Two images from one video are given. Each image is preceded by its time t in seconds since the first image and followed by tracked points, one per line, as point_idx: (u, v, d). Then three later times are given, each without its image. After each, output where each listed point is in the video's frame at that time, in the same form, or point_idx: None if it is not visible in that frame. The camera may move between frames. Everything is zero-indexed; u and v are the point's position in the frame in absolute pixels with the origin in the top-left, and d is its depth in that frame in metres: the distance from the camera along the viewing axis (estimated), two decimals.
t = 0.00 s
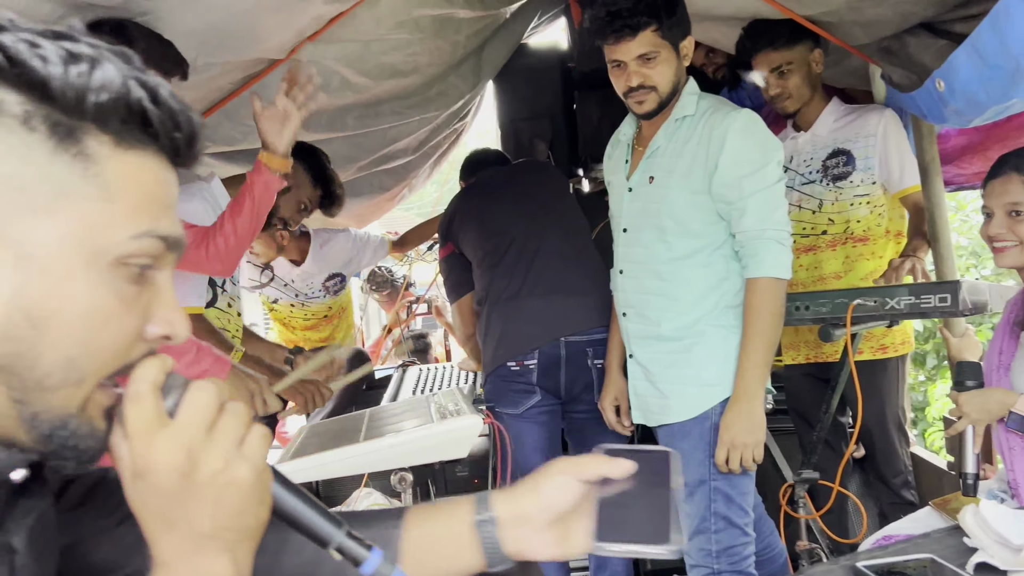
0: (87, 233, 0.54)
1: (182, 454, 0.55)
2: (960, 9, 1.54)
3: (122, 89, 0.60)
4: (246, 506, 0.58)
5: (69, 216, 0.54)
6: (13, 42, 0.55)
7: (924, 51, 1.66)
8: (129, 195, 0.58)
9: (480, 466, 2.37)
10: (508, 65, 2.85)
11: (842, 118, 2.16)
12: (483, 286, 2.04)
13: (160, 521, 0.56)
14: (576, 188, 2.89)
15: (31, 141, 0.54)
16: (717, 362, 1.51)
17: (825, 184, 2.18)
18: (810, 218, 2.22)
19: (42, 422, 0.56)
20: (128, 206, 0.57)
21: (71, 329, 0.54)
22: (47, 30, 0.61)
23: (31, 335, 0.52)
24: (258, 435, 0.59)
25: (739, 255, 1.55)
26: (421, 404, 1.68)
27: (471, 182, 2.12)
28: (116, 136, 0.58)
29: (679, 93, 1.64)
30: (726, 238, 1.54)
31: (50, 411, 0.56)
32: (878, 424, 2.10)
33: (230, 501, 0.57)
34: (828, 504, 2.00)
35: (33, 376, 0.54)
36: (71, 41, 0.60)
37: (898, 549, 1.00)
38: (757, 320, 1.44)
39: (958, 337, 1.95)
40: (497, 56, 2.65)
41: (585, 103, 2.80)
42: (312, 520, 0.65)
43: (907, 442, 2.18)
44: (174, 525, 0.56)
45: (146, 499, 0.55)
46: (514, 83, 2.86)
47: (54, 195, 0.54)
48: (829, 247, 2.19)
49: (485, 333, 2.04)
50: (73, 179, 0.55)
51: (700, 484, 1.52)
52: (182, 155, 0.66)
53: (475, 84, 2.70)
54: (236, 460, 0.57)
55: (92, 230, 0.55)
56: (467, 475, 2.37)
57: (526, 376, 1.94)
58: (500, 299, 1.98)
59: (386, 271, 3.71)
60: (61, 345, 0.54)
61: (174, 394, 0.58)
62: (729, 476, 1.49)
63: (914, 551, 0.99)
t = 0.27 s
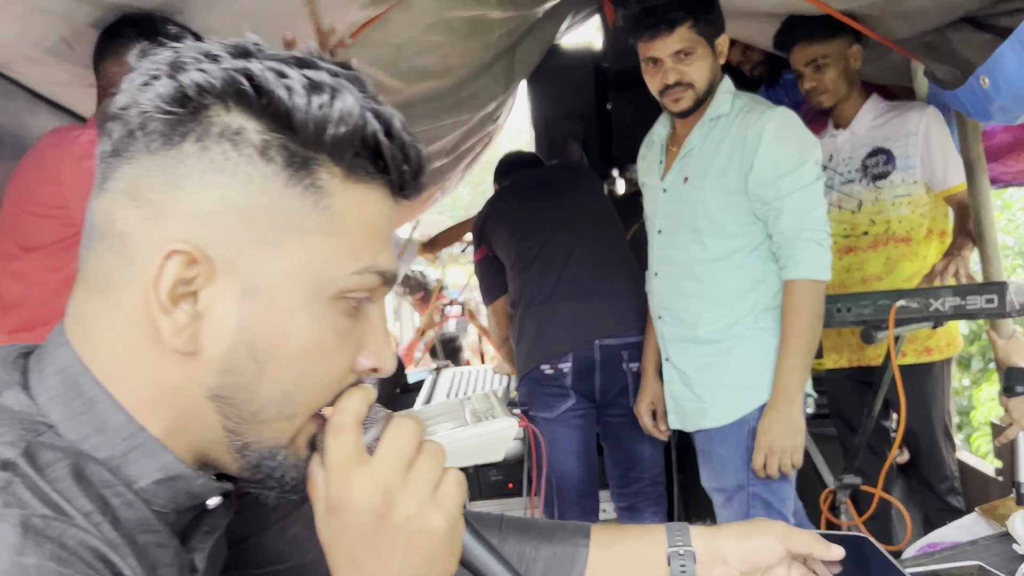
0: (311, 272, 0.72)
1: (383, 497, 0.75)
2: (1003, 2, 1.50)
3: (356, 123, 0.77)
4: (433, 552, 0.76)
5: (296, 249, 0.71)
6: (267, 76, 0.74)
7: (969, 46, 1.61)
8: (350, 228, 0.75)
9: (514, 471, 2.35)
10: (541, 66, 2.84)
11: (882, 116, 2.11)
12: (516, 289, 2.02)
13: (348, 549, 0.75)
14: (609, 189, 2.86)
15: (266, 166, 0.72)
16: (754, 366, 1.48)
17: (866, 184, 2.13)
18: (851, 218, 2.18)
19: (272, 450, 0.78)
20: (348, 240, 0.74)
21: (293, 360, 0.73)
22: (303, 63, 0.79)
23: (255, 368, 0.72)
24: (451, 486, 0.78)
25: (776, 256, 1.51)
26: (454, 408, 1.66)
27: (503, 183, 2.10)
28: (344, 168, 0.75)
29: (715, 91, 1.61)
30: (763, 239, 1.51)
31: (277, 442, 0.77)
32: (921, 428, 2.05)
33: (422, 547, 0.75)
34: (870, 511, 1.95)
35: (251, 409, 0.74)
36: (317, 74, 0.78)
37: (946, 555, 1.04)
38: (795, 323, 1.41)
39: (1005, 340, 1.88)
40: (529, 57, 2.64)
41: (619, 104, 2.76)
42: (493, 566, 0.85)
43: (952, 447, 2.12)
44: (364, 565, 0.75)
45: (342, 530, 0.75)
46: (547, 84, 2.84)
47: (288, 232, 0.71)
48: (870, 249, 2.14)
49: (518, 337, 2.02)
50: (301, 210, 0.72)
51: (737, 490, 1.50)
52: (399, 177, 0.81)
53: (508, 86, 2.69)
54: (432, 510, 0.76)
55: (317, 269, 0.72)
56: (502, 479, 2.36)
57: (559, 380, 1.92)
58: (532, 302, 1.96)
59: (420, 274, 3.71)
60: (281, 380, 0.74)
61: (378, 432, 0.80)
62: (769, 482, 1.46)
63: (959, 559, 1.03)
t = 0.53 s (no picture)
0: (352, 285, 0.74)
1: (439, 501, 0.76)
2: None
3: (393, 129, 0.78)
4: (488, 551, 0.78)
5: (337, 265, 0.73)
6: (301, 86, 0.74)
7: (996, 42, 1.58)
8: (389, 239, 0.77)
9: (535, 471, 2.35)
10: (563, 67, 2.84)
11: (908, 114, 2.09)
12: (539, 290, 2.02)
13: (401, 559, 0.77)
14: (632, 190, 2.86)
15: (302, 181, 0.72)
16: (780, 367, 1.47)
17: (893, 183, 2.11)
18: (877, 217, 2.15)
19: (321, 461, 0.80)
20: (387, 250, 0.76)
21: (333, 374, 0.75)
22: (334, 66, 0.80)
23: (297, 387, 0.75)
24: (503, 483, 0.80)
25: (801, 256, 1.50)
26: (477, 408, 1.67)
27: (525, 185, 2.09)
28: (381, 178, 0.77)
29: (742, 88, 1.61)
30: (787, 238, 1.50)
31: (323, 453, 0.80)
32: (948, 429, 2.03)
33: (480, 547, 0.78)
34: (896, 513, 1.93)
35: (294, 428, 0.76)
36: (348, 76, 0.78)
37: (971, 558, 1.02)
38: (820, 323, 1.40)
39: None
40: (552, 58, 2.64)
41: (642, 104, 2.76)
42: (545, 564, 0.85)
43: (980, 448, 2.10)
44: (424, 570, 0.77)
45: (393, 539, 0.77)
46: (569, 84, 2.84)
47: (327, 249, 0.73)
48: (896, 248, 2.12)
49: (541, 337, 2.02)
50: (340, 224, 0.73)
51: (761, 492, 1.49)
52: (435, 177, 0.83)
53: (531, 86, 2.70)
54: (486, 511, 0.78)
55: (360, 282, 0.74)
56: (523, 480, 2.36)
57: (583, 381, 1.92)
58: (555, 303, 1.96)
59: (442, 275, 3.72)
60: (322, 398, 0.76)
61: (426, 434, 0.81)
62: (793, 483, 1.46)
63: (990, 558, 1.01)
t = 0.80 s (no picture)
0: (274, 273, 0.75)
1: (351, 493, 0.79)
2: None
3: (325, 116, 0.79)
4: (402, 542, 0.81)
5: (259, 251, 0.74)
6: (233, 65, 0.75)
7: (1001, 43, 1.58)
8: (310, 228, 0.78)
9: (540, 473, 2.35)
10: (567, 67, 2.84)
11: (914, 114, 2.08)
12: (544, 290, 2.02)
13: (315, 550, 0.80)
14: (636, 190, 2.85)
15: (227, 163, 0.73)
16: (785, 367, 1.47)
17: (899, 184, 2.11)
18: (882, 218, 2.15)
19: (229, 457, 0.78)
20: (310, 242, 0.77)
21: (250, 364, 0.75)
22: (268, 48, 0.80)
23: (213, 376, 0.73)
24: (415, 472, 0.82)
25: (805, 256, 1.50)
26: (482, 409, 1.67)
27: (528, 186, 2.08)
28: (306, 165, 0.78)
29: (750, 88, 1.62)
30: (792, 238, 1.49)
31: (231, 449, 0.78)
32: (954, 431, 2.02)
33: (391, 537, 0.80)
34: (901, 514, 1.93)
35: (208, 420, 0.74)
36: (280, 60, 0.79)
37: (974, 560, 1.02)
38: (825, 323, 1.40)
39: None
40: (556, 59, 2.64)
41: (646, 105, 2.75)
42: (461, 545, 0.87)
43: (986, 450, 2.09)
44: (333, 558, 0.80)
45: (307, 531, 0.79)
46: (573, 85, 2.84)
47: (249, 234, 0.73)
48: (901, 249, 2.12)
49: (547, 337, 2.02)
50: (265, 210, 0.74)
51: (767, 493, 1.48)
52: (365, 169, 0.84)
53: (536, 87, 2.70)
54: (398, 500, 0.80)
55: (280, 271, 0.75)
56: (528, 481, 2.35)
57: (589, 381, 1.92)
58: (561, 302, 1.96)
59: (447, 276, 3.72)
60: (237, 389, 0.75)
61: (335, 426, 0.82)
62: (798, 484, 1.45)
63: (994, 560, 1.01)
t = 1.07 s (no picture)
0: (149, 246, 0.72)
1: (228, 459, 0.76)
2: None
3: (189, 96, 0.81)
4: (278, 500, 0.79)
5: (134, 228, 0.71)
6: (104, 48, 0.75)
7: (987, 43, 1.60)
8: (183, 197, 0.77)
9: (530, 470, 2.36)
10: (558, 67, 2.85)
11: (902, 116, 2.10)
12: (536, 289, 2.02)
13: (193, 521, 0.76)
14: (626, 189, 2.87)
15: (101, 143, 0.71)
16: (773, 364, 1.48)
17: (887, 185, 2.12)
18: (870, 218, 2.16)
19: (113, 432, 0.75)
20: (181, 214, 0.76)
21: (135, 337, 0.72)
22: (123, 33, 0.81)
23: (100, 350, 0.70)
24: (283, 438, 0.81)
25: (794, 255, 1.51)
26: (472, 406, 1.67)
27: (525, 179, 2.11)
28: (174, 143, 0.78)
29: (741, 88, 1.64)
30: (780, 237, 1.51)
31: (114, 425, 0.75)
32: (940, 429, 2.04)
33: (266, 497, 0.78)
34: (888, 511, 1.95)
35: (95, 392, 0.71)
36: (143, 45, 0.80)
37: (962, 553, 1.04)
38: (814, 321, 1.41)
39: None
40: (547, 57, 2.66)
41: (636, 104, 2.76)
42: (329, 510, 0.95)
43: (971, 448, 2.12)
44: (214, 528, 0.76)
45: (181, 501, 0.75)
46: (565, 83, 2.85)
47: (125, 211, 0.71)
48: (889, 250, 2.13)
49: (538, 336, 2.04)
50: (138, 187, 0.73)
51: (755, 489, 1.49)
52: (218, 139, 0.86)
53: (526, 86, 2.72)
54: (271, 461, 0.79)
55: (154, 245, 0.73)
56: (518, 478, 2.37)
57: (582, 379, 1.93)
58: (554, 299, 1.97)
59: (437, 274, 3.73)
60: (124, 360, 0.72)
61: (205, 401, 0.82)
62: (786, 481, 1.46)
63: (978, 555, 1.03)
